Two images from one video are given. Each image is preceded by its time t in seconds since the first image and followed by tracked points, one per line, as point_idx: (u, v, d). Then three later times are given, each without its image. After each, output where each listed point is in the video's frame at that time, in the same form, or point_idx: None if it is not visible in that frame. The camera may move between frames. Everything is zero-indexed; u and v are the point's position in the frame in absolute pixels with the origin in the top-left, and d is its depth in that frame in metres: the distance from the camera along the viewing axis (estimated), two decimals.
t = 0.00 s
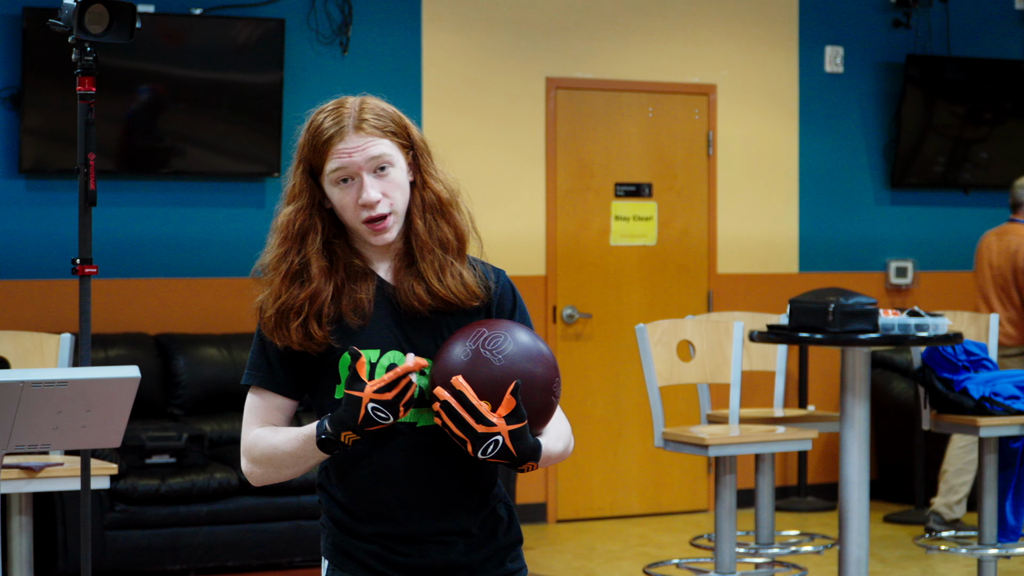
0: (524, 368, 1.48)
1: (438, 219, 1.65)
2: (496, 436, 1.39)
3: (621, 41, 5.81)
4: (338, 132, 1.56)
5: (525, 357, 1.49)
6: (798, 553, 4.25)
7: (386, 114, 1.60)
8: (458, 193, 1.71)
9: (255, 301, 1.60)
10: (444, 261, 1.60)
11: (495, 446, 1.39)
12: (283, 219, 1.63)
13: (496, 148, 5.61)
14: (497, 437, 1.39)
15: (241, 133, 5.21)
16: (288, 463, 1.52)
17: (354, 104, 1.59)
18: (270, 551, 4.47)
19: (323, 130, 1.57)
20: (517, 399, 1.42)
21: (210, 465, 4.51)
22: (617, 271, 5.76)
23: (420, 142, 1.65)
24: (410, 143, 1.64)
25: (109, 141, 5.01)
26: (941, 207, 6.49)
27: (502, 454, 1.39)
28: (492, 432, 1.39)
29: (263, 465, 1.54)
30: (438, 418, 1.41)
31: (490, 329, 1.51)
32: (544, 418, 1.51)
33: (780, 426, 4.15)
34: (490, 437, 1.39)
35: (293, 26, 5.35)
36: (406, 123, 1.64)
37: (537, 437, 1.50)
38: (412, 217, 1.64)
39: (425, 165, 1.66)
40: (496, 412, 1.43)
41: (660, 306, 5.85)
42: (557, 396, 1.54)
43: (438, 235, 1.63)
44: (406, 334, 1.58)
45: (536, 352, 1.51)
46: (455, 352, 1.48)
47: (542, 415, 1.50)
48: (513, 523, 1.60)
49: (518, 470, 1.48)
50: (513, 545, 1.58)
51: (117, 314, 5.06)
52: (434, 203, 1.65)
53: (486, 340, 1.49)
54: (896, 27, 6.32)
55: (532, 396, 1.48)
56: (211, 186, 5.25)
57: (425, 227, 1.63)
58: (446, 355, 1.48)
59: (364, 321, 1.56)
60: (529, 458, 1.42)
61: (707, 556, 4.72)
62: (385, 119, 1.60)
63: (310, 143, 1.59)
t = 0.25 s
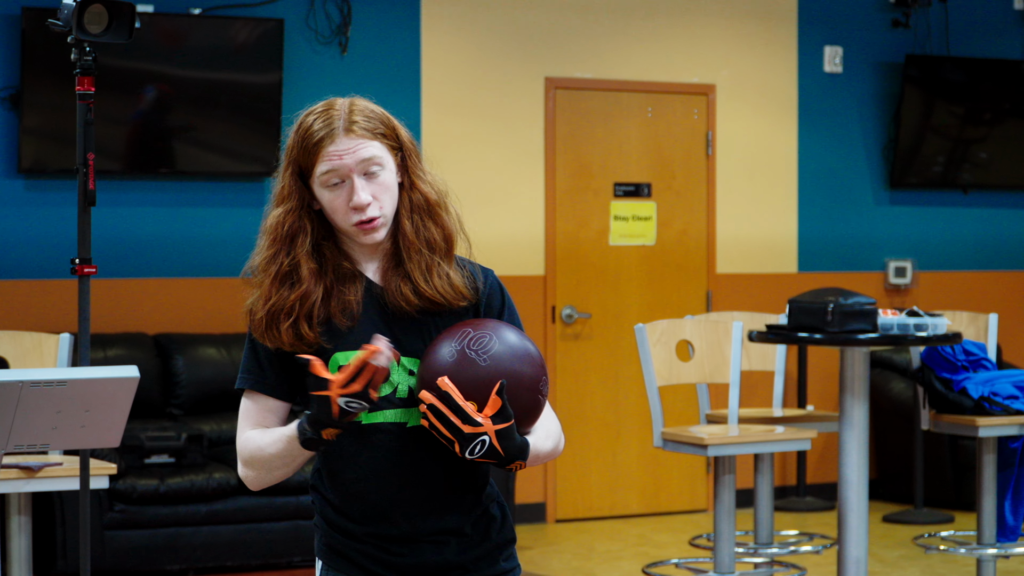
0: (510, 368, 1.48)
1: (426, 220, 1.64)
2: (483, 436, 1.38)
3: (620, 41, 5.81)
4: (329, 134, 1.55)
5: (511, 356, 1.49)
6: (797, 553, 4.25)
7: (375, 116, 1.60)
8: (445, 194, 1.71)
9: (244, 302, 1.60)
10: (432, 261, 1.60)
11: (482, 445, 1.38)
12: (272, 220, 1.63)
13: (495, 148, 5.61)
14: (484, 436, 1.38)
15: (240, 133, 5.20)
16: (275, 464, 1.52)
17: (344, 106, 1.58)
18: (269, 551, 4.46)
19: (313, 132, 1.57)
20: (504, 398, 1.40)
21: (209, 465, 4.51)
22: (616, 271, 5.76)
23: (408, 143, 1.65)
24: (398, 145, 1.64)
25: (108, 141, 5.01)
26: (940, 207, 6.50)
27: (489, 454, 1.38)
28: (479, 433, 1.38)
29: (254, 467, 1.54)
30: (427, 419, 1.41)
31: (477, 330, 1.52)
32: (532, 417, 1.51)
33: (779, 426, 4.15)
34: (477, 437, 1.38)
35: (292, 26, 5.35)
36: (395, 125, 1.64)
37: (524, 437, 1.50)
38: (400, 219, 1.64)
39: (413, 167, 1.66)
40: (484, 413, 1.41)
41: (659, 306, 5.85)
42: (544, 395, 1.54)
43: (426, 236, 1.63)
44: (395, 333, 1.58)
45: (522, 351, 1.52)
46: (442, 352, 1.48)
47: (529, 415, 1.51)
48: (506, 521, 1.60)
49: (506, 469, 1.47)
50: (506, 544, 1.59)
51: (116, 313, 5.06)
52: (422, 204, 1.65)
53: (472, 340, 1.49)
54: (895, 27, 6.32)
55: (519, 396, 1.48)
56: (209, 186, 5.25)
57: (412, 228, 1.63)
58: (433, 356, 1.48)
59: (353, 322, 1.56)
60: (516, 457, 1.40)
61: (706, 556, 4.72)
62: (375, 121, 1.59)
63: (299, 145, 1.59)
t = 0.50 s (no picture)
0: (504, 366, 1.48)
1: (420, 221, 1.64)
2: (476, 434, 1.37)
3: (619, 40, 5.80)
4: (328, 134, 1.55)
5: (505, 354, 1.49)
6: (796, 552, 4.25)
7: (374, 116, 1.60)
8: (440, 196, 1.70)
9: (238, 299, 1.60)
10: (426, 262, 1.60)
11: (476, 443, 1.38)
12: (268, 217, 1.63)
13: (494, 147, 5.61)
14: (478, 434, 1.37)
15: (239, 132, 5.20)
16: (255, 475, 1.51)
17: (343, 106, 1.58)
18: (269, 550, 4.46)
19: (311, 130, 1.56)
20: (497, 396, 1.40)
21: (208, 464, 4.51)
22: (615, 269, 5.76)
23: (405, 145, 1.65)
24: (395, 146, 1.64)
25: (107, 140, 5.00)
26: (939, 205, 6.50)
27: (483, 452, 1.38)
28: (473, 430, 1.37)
29: (236, 474, 1.54)
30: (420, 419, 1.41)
31: (470, 328, 1.51)
32: (526, 415, 1.51)
33: (778, 425, 4.15)
34: (471, 435, 1.37)
35: (291, 25, 5.34)
36: (393, 125, 1.63)
37: (518, 435, 1.50)
38: (395, 219, 1.64)
39: (408, 169, 1.66)
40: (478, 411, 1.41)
41: (659, 305, 5.85)
42: (538, 392, 1.53)
43: (419, 237, 1.63)
44: (388, 333, 1.57)
45: (516, 349, 1.51)
46: (435, 350, 1.48)
47: (523, 412, 1.50)
48: (503, 520, 1.60)
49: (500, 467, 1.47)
50: (503, 543, 1.58)
51: (115, 312, 5.06)
52: (417, 206, 1.65)
53: (466, 339, 1.49)
54: (895, 25, 6.32)
55: (512, 394, 1.48)
56: (208, 185, 5.24)
57: (406, 229, 1.63)
58: (426, 355, 1.48)
59: (345, 322, 1.56)
60: (510, 455, 1.41)
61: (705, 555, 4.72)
62: (373, 122, 1.59)
63: (297, 143, 1.58)
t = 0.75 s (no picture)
0: (503, 368, 1.48)
1: (418, 222, 1.64)
2: (475, 437, 1.38)
3: (618, 40, 5.81)
4: (326, 136, 1.55)
5: (504, 356, 1.49)
6: (795, 552, 4.25)
7: (372, 118, 1.60)
8: (438, 197, 1.70)
9: (238, 301, 1.60)
10: (424, 263, 1.60)
11: (474, 446, 1.38)
12: (266, 219, 1.63)
13: (494, 148, 5.61)
14: (477, 437, 1.38)
15: (239, 132, 5.20)
16: (265, 460, 1.52)
17: (341, 107, 1.58)
18: (268, 550, 4.46)
19: (309, 133, 1.56)
20: (495, 399, 1.40)
21: (207, 464, 4.51)
22: (614, 270, 5.76)
23: (403, 145, 1.65)
24: (394, 146, 1.64)
25: (106, 140, 5.00)
26: (939, 206, 6.50)
27: (481, 455, 1.38)
28: (471, 433, 1.38)
29: (248, 467, 1.54)
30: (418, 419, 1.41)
31: (468, 330, 1.51)
32: (524, 417, 1.51)
33: (777, 425, 4.15)
34: (470, 438, 1.38)
35: (291, 25, 5.34)
36: (391, 127, 1.63)
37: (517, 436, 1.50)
38: (393, 220, 1.64)
39: (406, 169, 1.66)
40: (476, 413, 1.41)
41: (658, 305, 5.85)
42: (537, 393, 1.54)
43: (418, 238, 1.63)
44: (388, 335, 1.58)
45: (514, 350, 1.51)
46: (433, 352, 1.48)
47: (522, 414, 1.50)
48: (503, 521, 1.60)
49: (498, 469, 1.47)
50: (503, 543, 1.58)
51: (114, 313, 5.06)
52: (415, 207, 1.65)
53: (464, 341, 1.49)
54: (894, 26, 6.32)
55: (510, 396, 1.48)
56: (208, 185, 5.24)
57: (405, 230, 1.63)
58: (424, 356, 1.48)
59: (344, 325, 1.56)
60: (509, 457, 1.41)
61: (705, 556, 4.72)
62: (371, 123, 1.59)
63: (295, 145, 1.58)
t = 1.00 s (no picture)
0: (502, 372, 1.48)
1: (421, 224, 1.64)
2: (475, 439, 1.38)
3: (617, 42, 5.81)
4: (330, 134, 1.56)
5: (503, 360, 1.49)
6: (794, 555, 4.25)
7: (377, 118, 1.60)
8: (442, 200, 1.71)
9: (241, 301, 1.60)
10: (426, 266, 1.60)
11: (474, 449, 1.38)
12: (270, 218, 1.63)
13: (494, 150, 5.61)
14: (476, 440, 1.38)
15: (238, 134, 5.21)
16: (270, 471, 1.52)
17: (345, 106, 1.58)
18: (267, 552, 4.46)
19: (313, 130, 1.57)
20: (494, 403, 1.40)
21: (206, 466, 4.51)
22: (613, 272, 5.76)
23: (407, 148, 1.65)
24: (397, 148, 1.64)
25: (106, 142, 5.00)
26: (938, 208, 6.50)
27: (481, 458, 1.39)
28: (471, 436, 1.38)
29: (247, 472, 1.54)
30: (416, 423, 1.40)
31: (468, 333, 1.51)
32: (523, 421, 1.51)
33: (776, 428, 4.15)
34: (469, 441, 1.38)
35: (290, 27, 5.35)
36: (396, 128, 1.64)
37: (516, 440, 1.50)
38: (396, 223, 1.64)
39: (410, 172, 1.66)
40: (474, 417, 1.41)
41: (658, 307, 5.85)
42: (537, 397, 1.54)
43: (420, 241, 1.63)
44: (389, 339, 1.58)
45: (514, 354, 1.51)
46: (433, 356, 1.47)
47: (520, 419, 1.50)
48: (504, 523, 1.60)
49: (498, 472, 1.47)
50: (504, 546, 1.58)
51: (113, 314, 5.06)
52: (417, 210, 1.65)
53: (463, 344, 1.49)
54: (894, 29, 6.32)
55: (509, 400, 1.48)
56: (207, 187, 5.24)
57: (407, 232, 1.63)
58: (424, 361, 1.48)
59: (346, 326, 1.56)
60: (509, 460, 1.41)
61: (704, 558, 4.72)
62: (375, 123, 1.60)
63: (299, 143, 1.59)
